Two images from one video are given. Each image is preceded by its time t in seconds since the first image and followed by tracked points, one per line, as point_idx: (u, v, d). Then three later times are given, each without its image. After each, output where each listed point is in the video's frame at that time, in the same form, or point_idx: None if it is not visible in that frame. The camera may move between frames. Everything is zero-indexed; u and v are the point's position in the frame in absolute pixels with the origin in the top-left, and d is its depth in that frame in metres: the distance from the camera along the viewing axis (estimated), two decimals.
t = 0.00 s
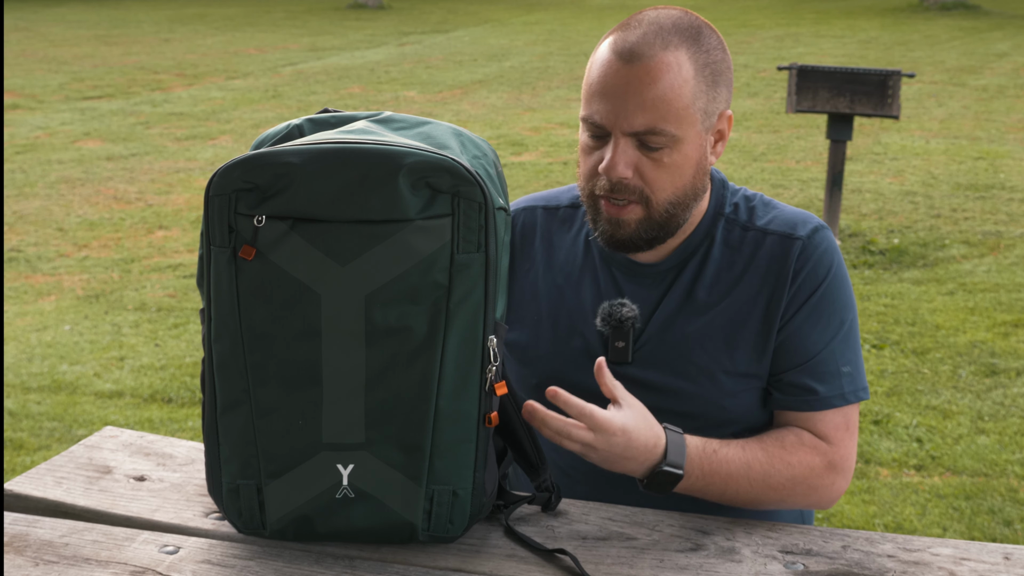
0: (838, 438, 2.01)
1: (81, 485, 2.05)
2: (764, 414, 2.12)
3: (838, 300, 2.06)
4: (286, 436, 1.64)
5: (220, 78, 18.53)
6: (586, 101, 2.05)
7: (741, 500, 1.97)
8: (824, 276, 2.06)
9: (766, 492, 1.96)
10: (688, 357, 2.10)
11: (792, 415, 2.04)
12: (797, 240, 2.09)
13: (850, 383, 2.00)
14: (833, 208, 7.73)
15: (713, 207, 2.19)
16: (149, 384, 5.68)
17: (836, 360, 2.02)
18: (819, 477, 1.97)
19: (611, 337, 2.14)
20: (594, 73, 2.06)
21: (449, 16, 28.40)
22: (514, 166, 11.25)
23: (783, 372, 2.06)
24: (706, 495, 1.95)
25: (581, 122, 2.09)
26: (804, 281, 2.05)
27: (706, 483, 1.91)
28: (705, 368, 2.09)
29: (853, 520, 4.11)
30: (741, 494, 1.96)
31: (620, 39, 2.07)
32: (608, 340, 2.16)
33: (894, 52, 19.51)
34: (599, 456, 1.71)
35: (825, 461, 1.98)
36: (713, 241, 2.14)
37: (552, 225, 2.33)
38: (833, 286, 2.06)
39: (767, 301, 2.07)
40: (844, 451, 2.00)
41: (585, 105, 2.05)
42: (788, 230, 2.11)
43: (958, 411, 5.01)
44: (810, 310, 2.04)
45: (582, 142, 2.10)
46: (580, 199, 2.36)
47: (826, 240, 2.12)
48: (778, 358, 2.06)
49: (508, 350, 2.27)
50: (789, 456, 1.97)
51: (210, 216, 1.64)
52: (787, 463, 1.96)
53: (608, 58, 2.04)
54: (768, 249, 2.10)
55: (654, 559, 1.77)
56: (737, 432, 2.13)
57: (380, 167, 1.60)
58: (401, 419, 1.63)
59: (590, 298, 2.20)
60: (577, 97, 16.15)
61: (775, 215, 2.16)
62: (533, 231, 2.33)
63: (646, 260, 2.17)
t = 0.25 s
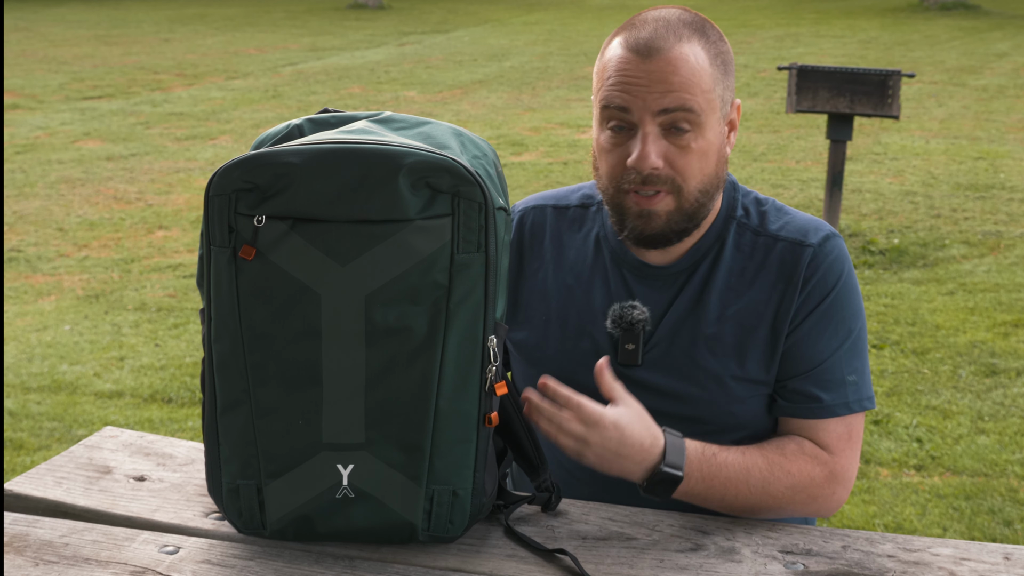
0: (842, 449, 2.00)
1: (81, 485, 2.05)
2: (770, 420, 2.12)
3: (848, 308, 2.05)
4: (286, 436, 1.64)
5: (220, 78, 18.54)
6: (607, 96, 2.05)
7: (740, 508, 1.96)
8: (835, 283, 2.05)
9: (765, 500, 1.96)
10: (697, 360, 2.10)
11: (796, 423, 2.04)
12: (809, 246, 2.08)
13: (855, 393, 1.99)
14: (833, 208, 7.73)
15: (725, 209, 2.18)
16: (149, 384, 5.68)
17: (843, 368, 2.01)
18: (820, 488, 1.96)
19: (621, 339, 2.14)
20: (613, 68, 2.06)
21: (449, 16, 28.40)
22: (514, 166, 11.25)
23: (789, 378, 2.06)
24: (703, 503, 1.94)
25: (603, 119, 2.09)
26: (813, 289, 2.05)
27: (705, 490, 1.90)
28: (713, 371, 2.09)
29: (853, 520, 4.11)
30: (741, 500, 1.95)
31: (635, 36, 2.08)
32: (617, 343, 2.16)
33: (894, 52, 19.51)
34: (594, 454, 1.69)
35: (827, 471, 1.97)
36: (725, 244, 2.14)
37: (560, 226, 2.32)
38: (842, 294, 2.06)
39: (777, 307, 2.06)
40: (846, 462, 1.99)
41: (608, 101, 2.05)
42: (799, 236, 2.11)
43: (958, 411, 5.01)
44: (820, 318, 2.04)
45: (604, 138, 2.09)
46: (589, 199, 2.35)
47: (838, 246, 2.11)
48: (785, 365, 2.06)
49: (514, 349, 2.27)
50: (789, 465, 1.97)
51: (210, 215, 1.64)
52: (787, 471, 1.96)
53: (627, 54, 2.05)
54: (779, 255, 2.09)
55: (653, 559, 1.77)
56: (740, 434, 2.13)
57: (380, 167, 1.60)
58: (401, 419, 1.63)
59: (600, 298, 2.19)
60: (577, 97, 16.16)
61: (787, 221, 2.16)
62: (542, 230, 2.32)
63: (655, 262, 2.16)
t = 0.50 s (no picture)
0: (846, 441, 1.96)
1: (81, 485, 2.05)
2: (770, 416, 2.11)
3: (847, 302, 2.04)
4: (286, 436, 1.64)
5: (221, 78, 18.54)
6: (608, 98, 2.05)
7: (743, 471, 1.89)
8: (833, 278, 2.05)
9: (769, 472, 1.89)
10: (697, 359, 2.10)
11: (795, 414, 2.01)
12: (808, 242, 2.09)
13: (854, 386, 1.96)
14: (833, 208, 7.73)
15: (724, 208, 2.19)
16: (149, 384, 5.68)
17: (843, 361, 1.98)
18: (824, 474, 1.90)
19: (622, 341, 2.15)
20: (611, 71, 2.06)
21: (449, 16, 28.40)
22: (514, 166, 11.25)
23: (788, 372, 2.04)
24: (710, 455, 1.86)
25: (602, 122, 2.09)
26: (812, 285, 2.05)
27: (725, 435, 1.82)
28: (714, 370, 2.10)
29: (853, 520, 4.11)
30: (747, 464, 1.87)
31: (629, 38, 2.09)
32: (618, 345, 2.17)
33: (894, 52, 19.51)
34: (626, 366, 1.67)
35: (834, 457, 1.92)
36: (724, 242, 2.15)
37: (560, 227, 2.33)
38: (842, 289, 2.05)
39: (776, 303, 2.07)
40: (851, 454, 1.94)
41: (609, 102, 2.05)
42: (798, 233, 2.12)
43: (958, 411, 5.01)
44: (819, 313, 2.03)
45: (605, 140, 2.09)
46: (588, 200, 2.36)
47: (836, 242, 2.11)
48: (785, 359, 2.05)
49: (514, 350, 2.27)
50: (800, 441, 1.92)
51: (210, 215, 1.64)
52: (799, 447, 1.91)
53: (624, 57, 2.05)
54: (777, 252, 2.10)
55: (654, 559, 1.77)
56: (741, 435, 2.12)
57: (380, 167, 1.60)
58: (401, 420, 1.63)
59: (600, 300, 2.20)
60: (577, 97, 16.16)
61: (786, 218, 2.17)
62: (542, 231, 2.33)
63: (656, 261, 2.18)
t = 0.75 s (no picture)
0: (841, 436, 1.97)
1: (81, 485, 2.05)
2: (768, 413, 2.09)
3: (837, 293, 2.03)
4: (286, 437, 1.64)
5: (221, 78, 18.54)
6: (585, 98, 2.07)
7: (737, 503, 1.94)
8: (821, 270, 2.04)
9: (763, 497, 1.93)
10: (691, 360, 2.08)
11: (793, 412, 2.01)
12: (793, 235, 2.08)
13: (850, 376, 1.97)
14: (833, 208, 7.73)
15: (708, 206, 2.19)
16: (149, 384, 5.69)
17: (836, 353, 1.99)
18: (823, 478, 1.94)
19: (615, 345, 2.13)
20: (587, 73, 2.07)
21: (449, 16, 28.40)
22: (514, 166, 11.25)
23: (781, 369, 2.03)
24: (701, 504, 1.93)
25: (580, 123, 2.10)
26: (800, 277, 2.04)
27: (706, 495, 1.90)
28: (707, 371, 2.08)
29: (853, 520, 4.11)
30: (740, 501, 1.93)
31: (602, 39, 2.10)
32: (611, 349, 2.15)
33: (894, 52, 19.51)
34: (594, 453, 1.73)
35: (831, 462, 1.94)
36: (709, 240, 2.13)
37: (550, 233, 2.33)
38: (831, 279, 2.04)
39: (765, 299, 2.05)
40: (847, 450, 1.96)
41: (586, 104, 2.07)
42: (783, 226, 2.10)
43: (958, 411, 5.01)
44: (808, 307, 2.02)
45: (584, 142, 2.11)
46: (573, 207, 2.36)
47: (822, 233, 2.10)
48: (778, 356, 2.04)
49: (511, 361, 2.26)
50: (791, 458, 1.94)
51: (210, 215, 1.64)
52: (790, 465, 1.93)
53: (598, 58, 2.07)
54: (764, 247, 2.09)
55: (653, 559, 1.77)
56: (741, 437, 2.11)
57: (380, 167, 1.60)
58: (401, 419, 1.63)
59: (589, 306, 2.19)
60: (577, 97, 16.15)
61: (771, 212, 2.16)
62: (530, 241, 2.33)
63: (642, 264, 2.16)
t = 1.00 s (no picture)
0: (835, 436, 1.99)
1: (81, 485, 2.05)
2: (762, 412, 2.10)
3: (827, 291, 2.02)
4: (285, 437, 1.64)
5: (221, 78, 18.54)
6: (558, 115, 2.05)
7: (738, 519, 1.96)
8: (811, 269, 2.03)
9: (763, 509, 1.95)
10: (683, 366, 2.08)
11: (789, 413, 2.02)
12: (780, 236, 2.07)
13: (846, 373, 1.98)
14: (833, 208, 7.74)
15: (692, 209, 2.18)
16: (149, 384, 5.68)
17: (830, 352, 1.99)
18: (819, 482, 1.96)
19: (604, 352, 2.13)
20: (557, 89, 2.06)
21: (449, 16, 28.40)
22: (514, 166, 11.25)
23: (775, 372, 2.03)
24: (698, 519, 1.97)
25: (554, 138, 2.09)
26: (790, 276, 2.03)
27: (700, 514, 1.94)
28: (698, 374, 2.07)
29: (853, 520, 4.11)
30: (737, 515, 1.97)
31: (568, 54, 2.09)
32: (600, 356, 2.15)
33: (894, 52, 19.51)
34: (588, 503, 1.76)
35: (825, 467, 1.97)
36: (696, 242, 2.13)
37: (538, 241, 2.33)
38: (821, 277, 2.03)
39: (754, 304, 2.04)
40: (843, 450, 1.99)
41: (557, 120, 2.06)
42: (769, 226, 2.09)
43: (958, 411, 5.01)
44: (797, 308, 2.01)
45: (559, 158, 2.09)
46: (559, 214, 2.35)
47: (811, 231, 2.09)
48: (769, 359, 2.03)
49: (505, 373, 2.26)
50: (785, 469, 1.96)
51: (211, 215, 1.64)
52: (785, 476, 1.95)
53: (566, 74, 2.06)
54: (751, 249, 2.08)
55: (653, 559, 1.77)
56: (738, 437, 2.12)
57: (379, 167, 1.60)
58: (400, 420, 1.63)
59: (578, 313, 2.18)
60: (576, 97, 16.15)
61: (757, 211, 2.15)
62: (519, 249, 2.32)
63: (628, 270, 2.16)
